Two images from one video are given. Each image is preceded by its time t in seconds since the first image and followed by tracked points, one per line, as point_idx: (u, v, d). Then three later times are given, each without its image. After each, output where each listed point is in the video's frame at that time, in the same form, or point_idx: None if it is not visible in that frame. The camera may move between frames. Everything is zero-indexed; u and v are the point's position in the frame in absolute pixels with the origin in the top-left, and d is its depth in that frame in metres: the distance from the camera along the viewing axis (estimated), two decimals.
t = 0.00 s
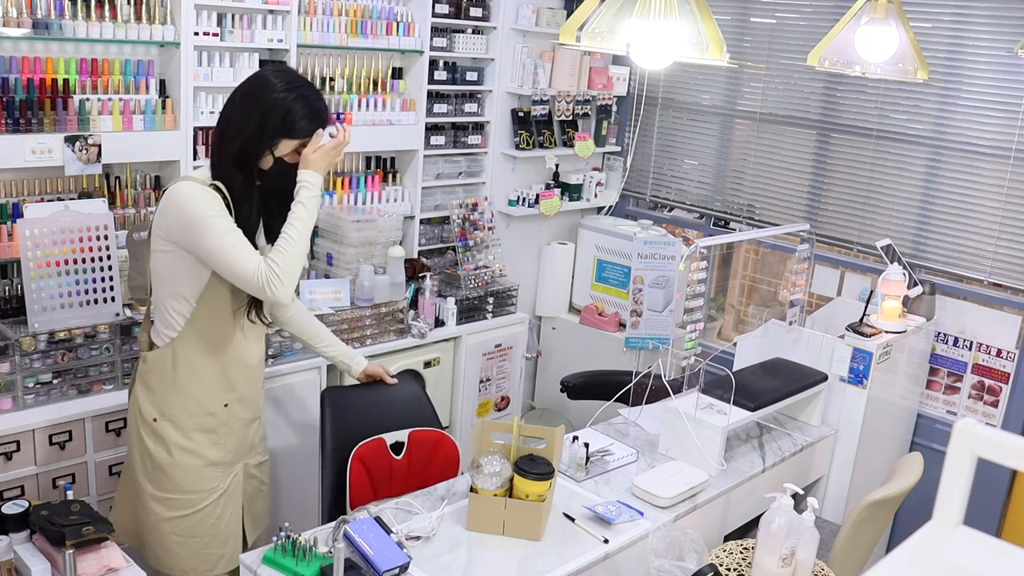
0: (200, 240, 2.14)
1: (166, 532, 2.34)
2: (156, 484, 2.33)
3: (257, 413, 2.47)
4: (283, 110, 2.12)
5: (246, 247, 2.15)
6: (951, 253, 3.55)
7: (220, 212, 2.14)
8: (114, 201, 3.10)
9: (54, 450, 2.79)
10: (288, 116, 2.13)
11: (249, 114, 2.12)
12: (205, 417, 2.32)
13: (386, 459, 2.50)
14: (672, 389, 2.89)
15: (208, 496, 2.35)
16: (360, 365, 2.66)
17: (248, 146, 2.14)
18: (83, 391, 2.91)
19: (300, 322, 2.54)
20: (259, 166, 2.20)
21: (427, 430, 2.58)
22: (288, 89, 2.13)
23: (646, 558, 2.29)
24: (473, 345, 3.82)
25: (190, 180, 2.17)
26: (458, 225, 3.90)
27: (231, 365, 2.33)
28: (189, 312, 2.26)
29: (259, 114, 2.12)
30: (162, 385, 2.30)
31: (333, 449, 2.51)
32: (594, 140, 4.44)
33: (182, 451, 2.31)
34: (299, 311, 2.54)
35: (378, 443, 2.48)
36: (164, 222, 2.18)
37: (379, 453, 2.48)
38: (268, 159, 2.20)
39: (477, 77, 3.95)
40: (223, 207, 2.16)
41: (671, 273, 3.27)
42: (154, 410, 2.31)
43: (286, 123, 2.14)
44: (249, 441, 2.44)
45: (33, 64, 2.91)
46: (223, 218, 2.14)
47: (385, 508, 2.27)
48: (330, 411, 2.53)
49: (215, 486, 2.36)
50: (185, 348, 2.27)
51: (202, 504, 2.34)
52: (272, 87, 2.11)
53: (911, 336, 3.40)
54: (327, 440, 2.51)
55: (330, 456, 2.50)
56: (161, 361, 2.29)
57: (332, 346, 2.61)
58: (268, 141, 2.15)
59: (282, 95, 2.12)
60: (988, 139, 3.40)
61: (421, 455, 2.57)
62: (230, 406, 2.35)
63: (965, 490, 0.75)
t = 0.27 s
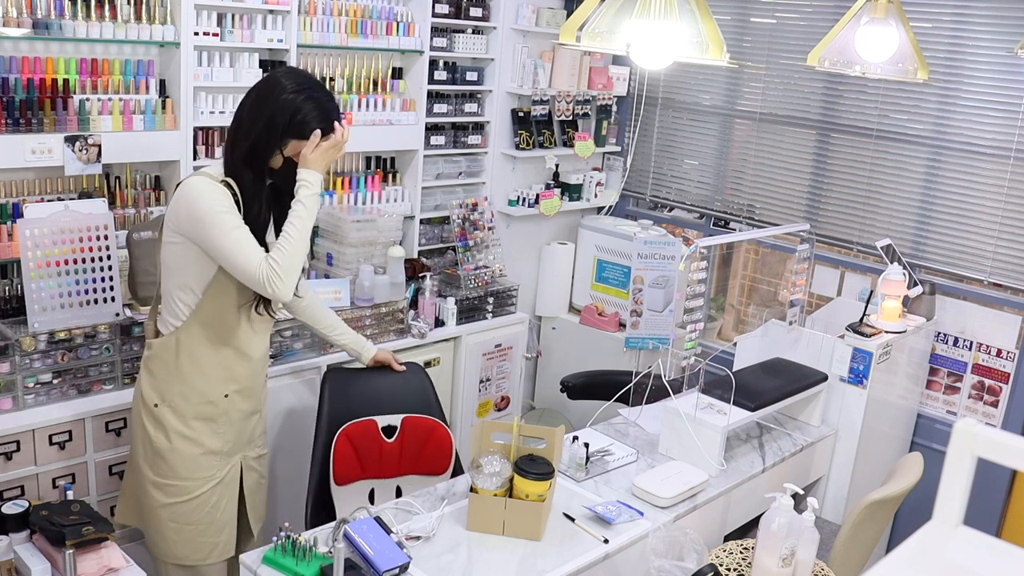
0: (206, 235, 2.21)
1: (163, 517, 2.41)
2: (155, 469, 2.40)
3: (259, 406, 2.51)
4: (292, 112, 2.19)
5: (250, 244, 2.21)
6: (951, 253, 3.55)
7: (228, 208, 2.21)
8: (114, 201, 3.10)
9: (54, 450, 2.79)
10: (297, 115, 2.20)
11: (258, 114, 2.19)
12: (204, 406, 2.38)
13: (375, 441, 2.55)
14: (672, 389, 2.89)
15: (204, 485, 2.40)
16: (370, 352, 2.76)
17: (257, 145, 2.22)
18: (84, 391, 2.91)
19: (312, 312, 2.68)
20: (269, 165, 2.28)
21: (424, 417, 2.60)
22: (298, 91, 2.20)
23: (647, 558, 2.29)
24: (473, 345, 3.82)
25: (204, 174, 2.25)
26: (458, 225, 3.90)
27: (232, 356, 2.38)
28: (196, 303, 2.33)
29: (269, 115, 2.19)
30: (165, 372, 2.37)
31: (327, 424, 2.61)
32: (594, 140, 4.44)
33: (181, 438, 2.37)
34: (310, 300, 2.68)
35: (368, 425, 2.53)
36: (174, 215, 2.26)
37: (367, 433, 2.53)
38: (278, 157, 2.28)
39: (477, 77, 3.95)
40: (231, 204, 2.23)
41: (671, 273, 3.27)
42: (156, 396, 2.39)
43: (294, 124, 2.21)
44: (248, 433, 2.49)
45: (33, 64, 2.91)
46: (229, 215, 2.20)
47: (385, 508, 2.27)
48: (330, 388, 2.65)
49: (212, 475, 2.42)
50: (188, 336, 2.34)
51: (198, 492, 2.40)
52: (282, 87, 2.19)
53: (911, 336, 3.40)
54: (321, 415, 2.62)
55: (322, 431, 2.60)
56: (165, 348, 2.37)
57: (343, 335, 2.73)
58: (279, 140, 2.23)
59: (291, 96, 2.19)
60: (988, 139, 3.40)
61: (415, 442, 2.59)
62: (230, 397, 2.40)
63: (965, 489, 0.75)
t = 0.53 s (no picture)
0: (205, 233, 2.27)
1: (164, 509, 2.49)
2: (156, 462, 2.48)
3: (259, 403, 2.59)
4: (301, 113, 2.30)
5: (242, 244, 2.27)
6: (951, 253, 3.55)
7: (227, 208, 2.28)
8: (114, 201, 3.10)
9: (55, 450, 2.79)
10: (307, 117, 2.30)
11: (272, 114, 2.32)
12: (205, 400, 2.46)
13: (367, 422, 2.89)
14: (672, 389, 2.89)
15: (204, 478, 2.48)
16: (371, 337, 3.03)
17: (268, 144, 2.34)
18: (83, 391, 2.91)
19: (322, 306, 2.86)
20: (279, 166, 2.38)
21: (412, 402, 2.92)
22: (311, 94, 2.31)
23: (647, 558, 2.29)
24: (473, 345, 3.82)
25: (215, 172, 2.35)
26: (458, 225, 3.90)
27: (232, 352, 2.47)
28: (197, 299, 2.40)
29: (281, 116, 2.31)
30: (166, 366, 2.45)
31: (322, 407, 2.91)
32: (594, 140, 4.44)
33: (181, 431, 2.46)
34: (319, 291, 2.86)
35: (359, 406, 2.87)
36: (181, 212, 2.34)
37: (359, 414, 2.88)
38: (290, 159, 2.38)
39: (477, 77, 3.95)
40: (231, 204, 2.30)
41: (671, 273, 3.28)
42: (157, 389, 2.47)
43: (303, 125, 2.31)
44: (248, 427, 2.57)
45: (33, 64, 2.91)
46: (226, 215, 2.27)
47: (385, 508, 2.27)
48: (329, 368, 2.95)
49: (211, 469, 2.50)
50: (190, 332, 2.43)
51: (198, 485, 2.48)
52: (295, 91, 2.30)
53: (911, 336, 3.40)
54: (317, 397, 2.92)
55: (316, 413, 2.90)
56: (167, 343, 2.45)
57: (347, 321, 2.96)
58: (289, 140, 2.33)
59: (303, 98, 2.30)
60: (988, 139, 3.40)
61: (403, 424, 2.92)
62: (230, 392, 2.48)
63: (965, 489, 0.75)
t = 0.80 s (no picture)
0: (210, 229, 2.29)
1: (173, 512, 2.51)
2: (164, 465, 2.50)
3: (264, 404, 2.60)
4: (307, 116, 2.31)
5: (244, 238, 2.29)
6: (951, 253, 3.55)
7: (229, 203, 2.30)
8: (114, 201, 3.10)
9: (55, 450, 2.79)
10: (313, 120, 2.31)
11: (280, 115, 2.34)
12: (210, 402, 2.47)
13: (364, 408, 2.98)
14: (672, 390, 2.89)
15: (212, 480, 2.49)
16: (373, 328, 3.09)
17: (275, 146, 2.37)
18: (83, 391, 2.91)
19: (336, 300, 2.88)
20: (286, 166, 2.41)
21: (409, 391, 3.00)
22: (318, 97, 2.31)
23: (646, 558, 2.29)
24: (473, 345, 3.82)
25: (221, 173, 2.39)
26: (458, 225, 3.91)
27: (235, 353, 2.47)
28: (202, 299, 2.41)
29: (287, 117, 2.33)
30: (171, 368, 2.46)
31: (321, 393, 2.99)
32: (594, 140, 4.44)
33: (188, 432, 2.47)
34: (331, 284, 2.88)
35: (356, 392, 2.96)
36: (186, 211, 2.36)
37: (356, 400, 2.96)
38: (298, 161, 2.40)
39: (477, 77, 3.95)
40: (234, 199, 2.31)
41: (671, 273, 3.28)
42: (162, 391, 2.48)
43: (309, 127, 2.32)
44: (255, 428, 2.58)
45: (33, 64, 2.91)
46: (229, 210, 2.29)
47: (385, 508, 2.27)
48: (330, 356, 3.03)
49: (220, 470, 2.51)
50: (193, 334, 2.44)
51: (206, 487, 2.49)
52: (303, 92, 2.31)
53: (911, 336, 3.39)
54: (316, 383, 2.99)
55: (316, 398, 2.98)
56: (172, 345, 2.47)
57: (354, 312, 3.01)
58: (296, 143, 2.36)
59: (309, 100, 2.30)
60: (988, 139, 3.40)
61: (400, 413, 3.00)
62: (235, 394, 2.49)
63: (966, 489, 0.75)
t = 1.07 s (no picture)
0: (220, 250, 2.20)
1: (195, 532, 2.46)
2: (185, 484, 2.44)
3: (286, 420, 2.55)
4: (321, 122, 2.18)
5: (252, 262, 2.21)
6: (951, 253, 3.55)
7: (240, 223, 2.21)
8: (114, 201, 3.11)
9: (54, 450, 2.79)
10: (326, 123, 2.18)
11: (292, 119, 2.21)
12: (231, 421, 2.41)
13: (362, 404, 2.97)
14: (672, 389, 2.89)
15: (235, 499, 2.45)
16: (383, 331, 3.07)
17: (288, 153, 2.25)
18: (83, 391, 2.91)
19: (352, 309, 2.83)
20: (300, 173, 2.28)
21: (407, 388, 3.00)
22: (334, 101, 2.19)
23: (646, 558, 2.29)
24: (473, 345, 3.82)
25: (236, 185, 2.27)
26: (458, 225, 3.90)
27: (256, 370, 2.41)
28: (219, 315, 2.34)
29: (299, 121, 2.20)
30: (191, 387, 2.40)
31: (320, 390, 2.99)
32: (594, 140, 4.44)
33: (209, 452, 2.40)
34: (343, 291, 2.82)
35: (355, 388, 2.96)
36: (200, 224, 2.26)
37: (355, 397, 2.96)
38: (311, 168, 2.27)
39: (477, 77, 3.95)
40: (246, 216, 2.23)
41: (671, 273, 3.28)
42: (182, 411, 2.41)
43: (323, 133, 2.19)
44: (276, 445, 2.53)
45: (33, 64, 2.91)
46: (240, 232, 2.21)
47: (385, 509, 2.27)
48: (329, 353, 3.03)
49: (242, 489, 2.46)
50: (213, 351, 2.37)
51: (228, 506, 2.44)
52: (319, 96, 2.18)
53: (911, 336, 3.39)
54: (314, 380, 2.99)
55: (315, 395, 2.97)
56: (191, 362, 2.39)
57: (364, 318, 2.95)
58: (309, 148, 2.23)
59: (324, 105, 2.18)
60: (988, 139, 3.40)
61: (398, 410, 2.99)
62: (256, 411, 2.43)
63: (965, 489, 0.75)
